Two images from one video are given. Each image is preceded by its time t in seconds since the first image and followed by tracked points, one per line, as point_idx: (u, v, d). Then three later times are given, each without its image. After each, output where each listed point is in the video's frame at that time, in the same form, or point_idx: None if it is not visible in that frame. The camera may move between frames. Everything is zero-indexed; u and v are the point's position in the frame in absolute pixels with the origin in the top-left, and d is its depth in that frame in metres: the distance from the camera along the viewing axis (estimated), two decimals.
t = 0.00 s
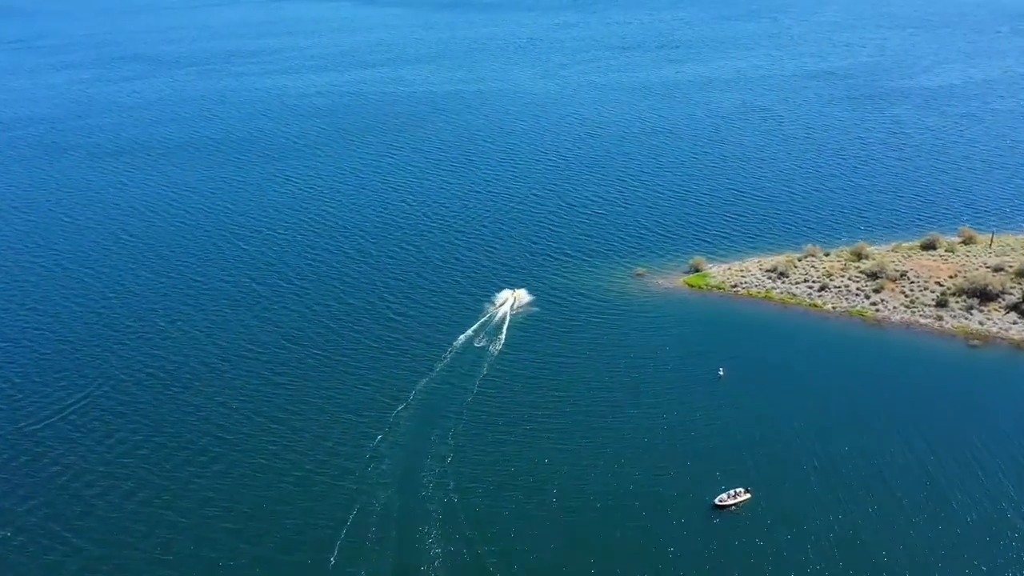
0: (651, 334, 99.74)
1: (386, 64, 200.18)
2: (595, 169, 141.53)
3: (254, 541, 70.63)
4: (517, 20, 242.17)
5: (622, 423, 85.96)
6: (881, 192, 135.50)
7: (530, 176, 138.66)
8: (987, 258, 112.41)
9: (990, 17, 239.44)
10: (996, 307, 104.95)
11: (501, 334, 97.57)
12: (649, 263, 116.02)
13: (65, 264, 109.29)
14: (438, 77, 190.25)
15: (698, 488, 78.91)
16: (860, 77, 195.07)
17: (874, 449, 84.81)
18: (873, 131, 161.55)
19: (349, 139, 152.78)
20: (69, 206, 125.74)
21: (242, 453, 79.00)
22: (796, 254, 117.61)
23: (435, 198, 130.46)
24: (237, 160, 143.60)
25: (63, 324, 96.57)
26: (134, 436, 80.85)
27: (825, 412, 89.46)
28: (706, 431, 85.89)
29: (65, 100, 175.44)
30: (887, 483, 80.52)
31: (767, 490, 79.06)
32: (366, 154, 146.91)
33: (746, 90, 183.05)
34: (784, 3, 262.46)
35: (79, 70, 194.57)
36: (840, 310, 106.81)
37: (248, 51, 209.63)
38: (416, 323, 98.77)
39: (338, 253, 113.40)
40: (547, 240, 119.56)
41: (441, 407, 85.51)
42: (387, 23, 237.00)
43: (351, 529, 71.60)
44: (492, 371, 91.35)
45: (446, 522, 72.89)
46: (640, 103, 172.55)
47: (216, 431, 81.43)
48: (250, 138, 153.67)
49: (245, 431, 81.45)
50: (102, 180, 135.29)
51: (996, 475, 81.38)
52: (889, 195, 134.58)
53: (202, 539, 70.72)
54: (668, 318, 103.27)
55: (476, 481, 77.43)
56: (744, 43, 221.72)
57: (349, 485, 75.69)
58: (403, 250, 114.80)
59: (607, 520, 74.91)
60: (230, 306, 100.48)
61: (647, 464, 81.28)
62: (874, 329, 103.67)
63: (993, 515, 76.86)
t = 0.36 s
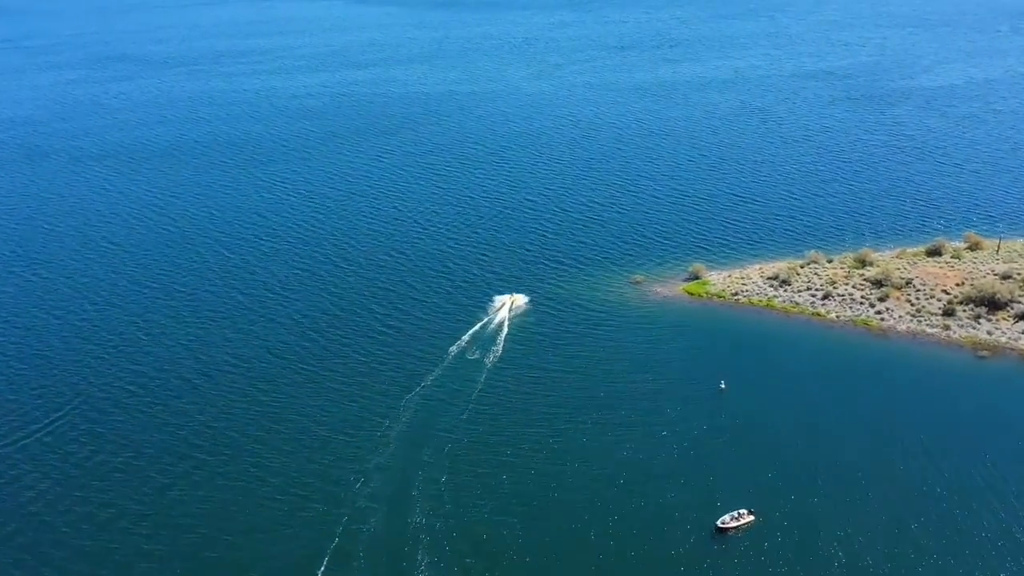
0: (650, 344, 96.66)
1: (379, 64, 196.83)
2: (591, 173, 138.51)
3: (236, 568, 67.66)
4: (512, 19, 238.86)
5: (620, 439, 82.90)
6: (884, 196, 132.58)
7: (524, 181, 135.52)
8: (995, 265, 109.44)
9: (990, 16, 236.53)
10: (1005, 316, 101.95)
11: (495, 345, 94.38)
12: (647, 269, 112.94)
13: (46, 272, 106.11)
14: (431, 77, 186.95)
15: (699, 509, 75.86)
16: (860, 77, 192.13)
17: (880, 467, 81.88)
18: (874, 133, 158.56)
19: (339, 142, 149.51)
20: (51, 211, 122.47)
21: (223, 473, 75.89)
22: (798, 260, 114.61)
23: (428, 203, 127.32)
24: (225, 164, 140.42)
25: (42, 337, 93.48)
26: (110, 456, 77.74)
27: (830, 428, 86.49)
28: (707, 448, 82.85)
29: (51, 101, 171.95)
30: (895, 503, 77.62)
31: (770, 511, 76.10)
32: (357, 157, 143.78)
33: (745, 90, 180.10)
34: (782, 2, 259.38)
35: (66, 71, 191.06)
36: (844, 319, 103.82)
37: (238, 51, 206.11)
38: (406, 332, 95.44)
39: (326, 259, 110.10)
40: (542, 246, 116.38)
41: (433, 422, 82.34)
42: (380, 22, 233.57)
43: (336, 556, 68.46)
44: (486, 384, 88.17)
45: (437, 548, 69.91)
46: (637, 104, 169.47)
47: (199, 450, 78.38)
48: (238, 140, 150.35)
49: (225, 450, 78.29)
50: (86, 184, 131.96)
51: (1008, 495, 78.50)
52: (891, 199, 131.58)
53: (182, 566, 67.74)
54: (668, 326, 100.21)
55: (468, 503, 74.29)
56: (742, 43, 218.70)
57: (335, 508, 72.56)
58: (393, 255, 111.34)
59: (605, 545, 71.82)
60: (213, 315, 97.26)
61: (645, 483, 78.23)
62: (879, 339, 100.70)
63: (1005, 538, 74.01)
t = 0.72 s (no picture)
0: (651, 355, 93.55)
1: (373, 65, 193.45)
2: (589, 176, 135.33)
3: None
4: (509, 18, 235.49)
5: (620, 457, 79.79)
6: (889, 199, 129.53)
7: (522, 184, 132.36)
8: (1006, 272, 106.37)
9: (992, 14, 233.25)
10: (1017, 326, 98.88)
11: (491, 356, 91.20)
12: (647, 277, 109.79)
13: (27, 281, 102.83)
14: (426, 78, 183.62)
15: (703, 532, 72.69)
16: (862, 77, 188.90)
17: (890, 485, 78.73)
18: (878, 134, 155.38)
19: (333, 145, 146.21)
20: (34, 216, 119.09)
21: (206, 496, 72.78)
22: (803, 267, 111.48)
23: (422, 207, 124.07)
24: (215, 167, 137.06)
25: (21, 350, 90.24)
26: (88, 478, 74.59)
27: (837, 444, 83.34)
28: (711, 466, 79.73)
29: (38, 102, 168.43)
30: (906, 524, 74.46)
31: (777, 534, 72.97)
32: (350, 159, 140.50)
33: (745, 91, 176.92)
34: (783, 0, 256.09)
35: (55, 71, 187.50)
36: (851, 329, 100.76)
37: (231, 51, 202.64)
38: (398, 343, 92.23)
39: (317, 265, 106.85)
40: (540, 252, 113.22)
41: (426, 439, 79.16)
42: (375, 21, 230.16)
43: None
44: (480, 398, 84.99)
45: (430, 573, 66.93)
46: (636, 105, 166.19)
47: (182, 471, 75.24)
48: (228, 142, 146.94)
49: (208, 471, 75.15)
50: (72, 187, 128.53)
51: None
52: (897, 203, 128.46)
53: None
54: (670, 336, 97.10)
55: (462, 527, 71.18)
56: (742, 42, 215.43)
57: (322, 533, 69.45)
58: (386, 262, 108.17)
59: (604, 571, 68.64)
60: (199, 326, 94.04)
61: (647, 504, 75.16)
62: (887, 350, 97.55)
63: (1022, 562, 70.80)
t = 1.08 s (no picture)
0: (653, 366, 90.74)
1: (368, 65, 190.05)
2: (587, 179, 132.19)
3: None
4: (507, 17, 232.13)
5: (622, 476, 77.01)
6: (894, 204, 126.48)
7: (517, 188, 129.09)
8: (1018, 280, 103.26)
9: (997, 12, 229.80)
10: None
11: (487, 369, 88.07)
12: (647, 285, 106.66)
13: (8, 291, 99.63)
14: (421, 78, 180.25)
15: (709, 557, 69.80)
16: (865, 77, 185.61)
17: (902, 505, 76.05)
18: (882, 136, 152.14)
19: (324, 146, 142.90)
20: (17, 221, 115.85)
21: (188, 520, 69.69)
22: (807, 274, 108.41)
23: (416, 211, 120.91)
24: (204, 169, 133.79)
25: None
26: (64, 501, 71.41)
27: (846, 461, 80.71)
28: (716, 485, 77.08)
29: (26, 103, 165.06)
30: (918, 546, 71.80)
31: (785, 557, 70.25)
32: (342, 162, 137.35)
33: (747, 91, 173.75)
34: None
35: (45, 71, 184.23)
36: (859, 339, 97.69)
37: (224, 51, 199.30)
38: (389, 355, 89.06)
39: (305, 274, 103.60)
40: (535, 259, 110.05)
41: (419, 456, 76.11)
42: (371, 20, 226.90)
43: None
44: (476, 413, 81.89)
45: None
46: (635, 106, 162.97)
47: (162, 492, 72.14)
48: (218, 143, 143.60)
49: (189, 494, 71.98)
50: (57, 190, 125.29)
51: None
52: (902, 207, 125.32)
53: None
54: (673, 347, 94.26)
55: (456, 550, 68.22)
56: (743, 41, 212.26)
57: (309, 560, 66.34)
58: (377, 270, 104.91)
59: None
60: (183, 338, 90.84)
61: (649, 525, 72.29)
62: (896, 360, 94.73)
63: None
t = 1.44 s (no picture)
0: (654, 378, 87.96)
1: (361, 65, 186.98)
2: (584, 183, 129.33)
3: None
4: (503, 15, 229.08)
5: (623, 494, 74.18)
6: (899, 207, 123.69)
7: (514, 191, 126.17)
8: None
9: (999, 11, 227.03)
10: None
11: (482, 382, 85.23)
12: (647, 292, 103.83)
13: None
14: (416, 79, 177.20)
15: None
16: (867, 77, 182.73)
17: (913, 522, 73.29)
18: (885, 138, 149.24)
19: (316, 148, 139.89)
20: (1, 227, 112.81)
21: (169, 544, 66.79)
22: (811, 281, 105.60)
23: (410, 215, 117.98)
24: (194, 171, 130.75)
25: None
26: (40, 526, 68.50)
27: (855, 476, 77.98)
28: (721, 503, 74.29)
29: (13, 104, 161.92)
30: (931, 566, 69.10)
31: None
32: (335, 163, 134.39)
33: (747, 91, 170.82)
34: None
35: (33, 71, 181.07)
36: (865, 348, 94.90)
37: (216, 50, 196.17)
38: (381, 368, 86.15)
39: (295, 282, 100.62)
40: (532, 265, 107.12)
41: (413, 474, 73.34)
42: (366, 19, 223.79)
43: None
44: (471, 428, 79.02)
45: None
46: (634, 107, 160.00)
47: (143, 515, 69.24)
48: (209, 145, 140.55)
49: (170, 517, 69.01)
50: (42, 194, 122.26)
51: None
52: (907, 211, 122.49)
53: None
54: (674, 357, 91.47)
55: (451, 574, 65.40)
56: (743, 40, 209.37)
57: None
58: (369, 277, 101.94)
59: None
60: (167, 351, 87.89)
61: (647, 546, 69.58)
62: (903, 370, 92.01)
63: None
